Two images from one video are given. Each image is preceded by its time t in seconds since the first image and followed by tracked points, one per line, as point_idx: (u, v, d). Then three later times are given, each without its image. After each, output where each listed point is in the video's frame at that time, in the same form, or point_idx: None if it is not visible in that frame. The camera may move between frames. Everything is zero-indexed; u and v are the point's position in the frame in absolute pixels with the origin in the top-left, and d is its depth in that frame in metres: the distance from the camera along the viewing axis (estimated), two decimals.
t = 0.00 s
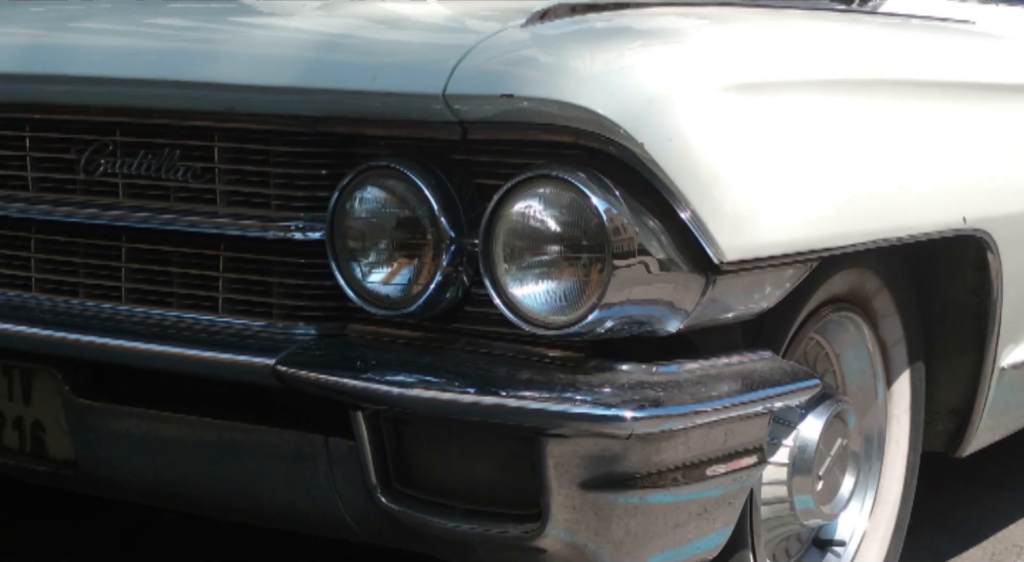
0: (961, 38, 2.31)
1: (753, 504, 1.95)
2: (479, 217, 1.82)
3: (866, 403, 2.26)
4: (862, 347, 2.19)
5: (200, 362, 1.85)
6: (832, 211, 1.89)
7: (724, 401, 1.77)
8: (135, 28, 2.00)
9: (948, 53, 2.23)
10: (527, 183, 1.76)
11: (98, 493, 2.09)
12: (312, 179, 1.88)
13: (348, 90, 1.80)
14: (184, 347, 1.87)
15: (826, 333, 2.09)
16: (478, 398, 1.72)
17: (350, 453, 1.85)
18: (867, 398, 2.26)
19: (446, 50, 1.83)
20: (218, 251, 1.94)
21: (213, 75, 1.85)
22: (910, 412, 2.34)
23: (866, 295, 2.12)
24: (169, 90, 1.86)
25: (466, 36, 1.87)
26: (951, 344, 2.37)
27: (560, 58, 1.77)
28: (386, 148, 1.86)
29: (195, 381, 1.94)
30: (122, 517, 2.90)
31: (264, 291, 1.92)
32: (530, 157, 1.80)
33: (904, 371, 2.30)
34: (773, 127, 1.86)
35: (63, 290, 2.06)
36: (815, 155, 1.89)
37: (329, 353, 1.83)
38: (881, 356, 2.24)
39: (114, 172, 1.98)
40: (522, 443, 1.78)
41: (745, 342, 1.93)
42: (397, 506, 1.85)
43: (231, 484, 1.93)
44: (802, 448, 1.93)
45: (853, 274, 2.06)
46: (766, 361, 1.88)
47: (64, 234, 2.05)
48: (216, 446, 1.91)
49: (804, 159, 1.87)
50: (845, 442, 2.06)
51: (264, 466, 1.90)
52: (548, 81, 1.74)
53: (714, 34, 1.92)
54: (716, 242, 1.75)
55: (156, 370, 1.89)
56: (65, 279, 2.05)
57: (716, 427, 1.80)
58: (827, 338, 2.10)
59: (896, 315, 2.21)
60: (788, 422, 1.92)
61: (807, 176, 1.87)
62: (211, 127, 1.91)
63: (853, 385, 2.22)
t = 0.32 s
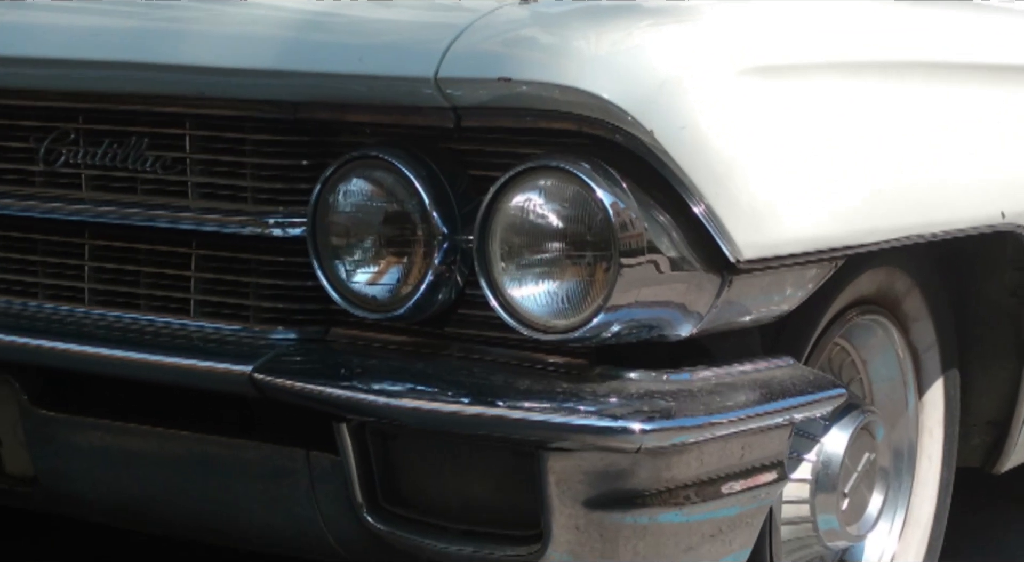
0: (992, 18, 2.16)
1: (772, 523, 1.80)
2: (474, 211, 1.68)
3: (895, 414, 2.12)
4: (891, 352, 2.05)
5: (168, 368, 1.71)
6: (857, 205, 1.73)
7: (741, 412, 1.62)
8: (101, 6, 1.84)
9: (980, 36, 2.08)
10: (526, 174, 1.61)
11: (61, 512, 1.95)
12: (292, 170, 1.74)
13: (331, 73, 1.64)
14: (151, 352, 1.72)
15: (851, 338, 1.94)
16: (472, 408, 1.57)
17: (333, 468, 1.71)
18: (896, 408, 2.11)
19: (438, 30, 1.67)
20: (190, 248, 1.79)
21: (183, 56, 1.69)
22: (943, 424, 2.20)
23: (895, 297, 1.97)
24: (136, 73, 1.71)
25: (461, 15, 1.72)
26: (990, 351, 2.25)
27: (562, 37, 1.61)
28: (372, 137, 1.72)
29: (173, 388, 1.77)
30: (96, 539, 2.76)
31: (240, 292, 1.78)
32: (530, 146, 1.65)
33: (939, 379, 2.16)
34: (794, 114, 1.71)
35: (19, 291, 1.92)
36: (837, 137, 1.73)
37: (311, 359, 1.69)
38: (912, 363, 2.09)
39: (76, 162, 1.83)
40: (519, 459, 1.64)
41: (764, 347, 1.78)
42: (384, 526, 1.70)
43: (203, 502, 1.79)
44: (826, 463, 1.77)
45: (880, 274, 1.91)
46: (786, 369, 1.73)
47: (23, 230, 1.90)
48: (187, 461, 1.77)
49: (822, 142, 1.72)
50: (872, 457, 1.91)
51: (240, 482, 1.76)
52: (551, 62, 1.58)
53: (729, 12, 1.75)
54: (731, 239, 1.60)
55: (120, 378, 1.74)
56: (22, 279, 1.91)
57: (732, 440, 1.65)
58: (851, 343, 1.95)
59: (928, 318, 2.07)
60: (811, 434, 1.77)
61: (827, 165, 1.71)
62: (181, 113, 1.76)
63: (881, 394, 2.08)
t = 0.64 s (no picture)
0: None
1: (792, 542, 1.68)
2: (468, 206, 1.55)
3: (925, 425, 2.00)
4: (922, 358, 1.95)
5: (137, 376, 1.58)
6: (880, 199, 1.61)
7: (759, 423, 1.49)
8: None
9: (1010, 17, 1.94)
10: (525, 166, 1.48)
11: (28, 533, 1.83)
12: (273, 161, 1.61)
13: (312, 55, 1.51)
14: (119, 359, 1.60)
15: (878, 343, 1.82)
16: (467, 419, 1.45)
17: (316, 483, 1.58)
18: (927, 418, 2.00)
19: (430, 9, 1.54)
20: (161, 246, 1.67)
21: (152, 38, 1.56)
22: (976, 436, 2.09)
23: (924, 298, 1.86)
24: (101, 56, 1.58)
25: None
26: None
27: (564, 16, 1.48)
28: (359, 125, 1.59)
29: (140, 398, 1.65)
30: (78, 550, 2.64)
31: (216, 293, 1.65)
32: (528, 135, 1.53)
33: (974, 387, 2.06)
34: (810, 101, 1.57)
35: None
36: (847, 130, 1.59)
37: (293, 366, 1.56)
38: (943, 370, 1.98)
39: (39, 153, 1.71)
40: (517, 474, 1.51)
41: (783, 353, 1.65)
42: (372, 546, 1.57)
43: (176, 520, 1.66)
44: (851, 479, 1.64)
45: (907, 274, 1.80)
46: (806, 377, 1.60)
47: None
48: (159, 476, 1.64)
49: (824, 143, 1.56)
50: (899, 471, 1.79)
51: (216, 499, 1.63)
52: (552, 43, 1.45)
53: None
54: (747, 235, 1.48)
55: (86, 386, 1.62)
56: None
57: (748, 453, 1.52)
58: (878, 349, 1.84)
59: (961, 321, 1.96)
60: (834, 447, 1.64)
61: (837, 157, 1.57)
62: (151, 100, 1.64)
63: (910, 403, 1.97)
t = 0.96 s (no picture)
0: None
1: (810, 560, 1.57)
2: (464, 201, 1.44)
3: (954, 436, 1.90)
4: (951, 363, 1.85)
5: (106, 383, 1.47)
6: (904, 194, 1.49)
7: (776, 434, 1.38)
8: None
9: None
10: (524, 157, 1.37)
11: None
12: (252, 152, 1.49)
13: (298, 39, 1.40)
14: (87, 365, 1.49)
15: (902, 347, 1.73)
16: (462, 430, 1.34)
17: (299, 499, 1.47)
18: (956, 429, 1.90)
19: None
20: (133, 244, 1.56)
21: (123, 19, 1.45)
22: (1010, 449, 1.99)
23: (954, 299, 1.77)
24: (67, 39, 1.47)
25: None
26: None
27: None
28: (346, 113, 1.48)
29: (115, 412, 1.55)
30: None
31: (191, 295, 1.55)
32: (526, 124, 1.42)
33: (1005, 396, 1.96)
34: (831, 88, 1.46)
35: None
36: (870, 119, 1.48)
37: (275, 372, 1.45)
38: (974, 377, 1.89)
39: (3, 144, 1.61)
40: (515, 489, 1.40)
41: (801, 359, 1.55)
42: None
43: (149, 539, 1.55)
44: (874, 494, 1.52)
45: (935, 273, 1.70)
46: (826, 384, 1.49)
47: None
48: (131, 492, 1.53)
49: (848, 138, 1.45)
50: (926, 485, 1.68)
51: (192, 516, 1.52)
52: (552, 24, 1.34)
53: None
54: (763, 231, 1.37)
55: (52, 394, 1.52)
56: None
57: (765, 466, 1.42)
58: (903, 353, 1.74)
59: (993, 324, 1.87)
60: (857, 460, 1.52)
61: (858, 147, 1.45)
62: (121, 86, 1.53)
63: (939, 412, 1.87)
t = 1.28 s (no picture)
0: None
1: None
2: (458, 196, 1.35)
3: (984, 446, 1.84)
4: (980, 370, 1.78)
5: (76, 391, 1.38)
6: (928, 188, 1.40)
7: (794, 445, 1.28)
8: None
9: None
10: (524, 149, 1.27)
11: None
12: (231, 143, 1.40)
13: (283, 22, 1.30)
14: (56, 372, 1.40)
15: (926, 351, 1.68)
16: (457, 440, 1.24)
17: (283, 515, 1.38)
18: (986, 439, 1.84)
19: None
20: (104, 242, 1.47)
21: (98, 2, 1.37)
22: None
23: (983, 301, 1.70)
24: (34, 22, 1.38)
25: None
26: None
27: None
28: (332, 102, 1.38)
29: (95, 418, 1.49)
30: None
31: (166, 296, 1.46)
32: (525, 114, 1.33)
33: None
34: (853, 76, 1.36)
35: None
36: (893, 109, 1.39)
37: (257, 378, 1.36)
38: (1006, 386, 1.82)
39: None
40: (514, 504, 1.31)
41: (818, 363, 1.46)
42: None
43: (124, 557, 1.45)
44: (898, 509, 1.43)
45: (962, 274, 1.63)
46: (846, 392, 1.39)
47: None
48: (104, 507, 1.44)
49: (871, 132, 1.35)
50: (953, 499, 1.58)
51: (169, 532, 1.42)
52: (553, 7, 1.23)
53: None
54: (779, 228, 1.28)
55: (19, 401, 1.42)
56: None
57: (781, 480, 1.32)
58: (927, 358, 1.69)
59: None
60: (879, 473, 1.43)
61: (882, 137, 1.36)
62: (90, 74, 1.44)
63: (965, 422, 1.82)
